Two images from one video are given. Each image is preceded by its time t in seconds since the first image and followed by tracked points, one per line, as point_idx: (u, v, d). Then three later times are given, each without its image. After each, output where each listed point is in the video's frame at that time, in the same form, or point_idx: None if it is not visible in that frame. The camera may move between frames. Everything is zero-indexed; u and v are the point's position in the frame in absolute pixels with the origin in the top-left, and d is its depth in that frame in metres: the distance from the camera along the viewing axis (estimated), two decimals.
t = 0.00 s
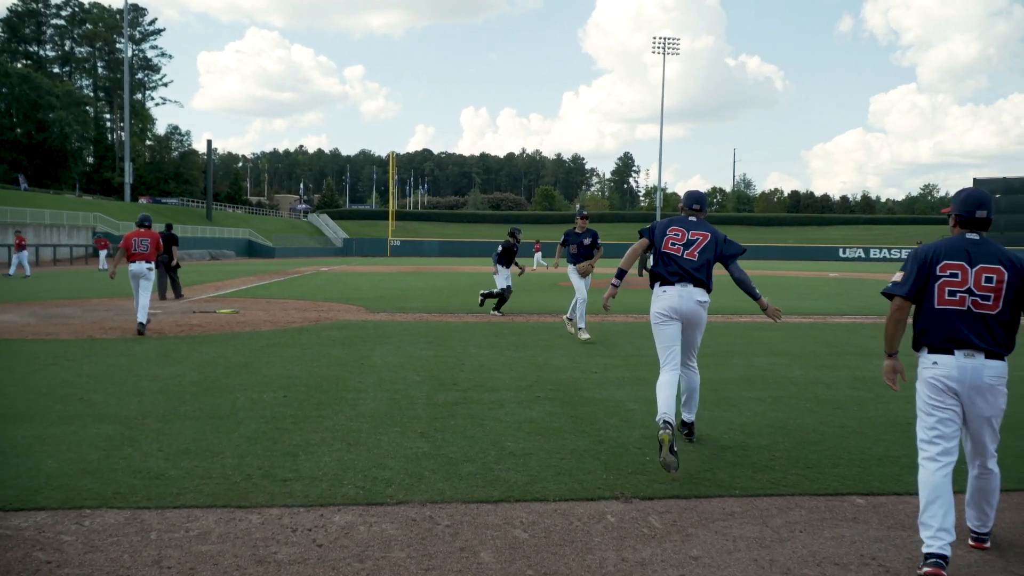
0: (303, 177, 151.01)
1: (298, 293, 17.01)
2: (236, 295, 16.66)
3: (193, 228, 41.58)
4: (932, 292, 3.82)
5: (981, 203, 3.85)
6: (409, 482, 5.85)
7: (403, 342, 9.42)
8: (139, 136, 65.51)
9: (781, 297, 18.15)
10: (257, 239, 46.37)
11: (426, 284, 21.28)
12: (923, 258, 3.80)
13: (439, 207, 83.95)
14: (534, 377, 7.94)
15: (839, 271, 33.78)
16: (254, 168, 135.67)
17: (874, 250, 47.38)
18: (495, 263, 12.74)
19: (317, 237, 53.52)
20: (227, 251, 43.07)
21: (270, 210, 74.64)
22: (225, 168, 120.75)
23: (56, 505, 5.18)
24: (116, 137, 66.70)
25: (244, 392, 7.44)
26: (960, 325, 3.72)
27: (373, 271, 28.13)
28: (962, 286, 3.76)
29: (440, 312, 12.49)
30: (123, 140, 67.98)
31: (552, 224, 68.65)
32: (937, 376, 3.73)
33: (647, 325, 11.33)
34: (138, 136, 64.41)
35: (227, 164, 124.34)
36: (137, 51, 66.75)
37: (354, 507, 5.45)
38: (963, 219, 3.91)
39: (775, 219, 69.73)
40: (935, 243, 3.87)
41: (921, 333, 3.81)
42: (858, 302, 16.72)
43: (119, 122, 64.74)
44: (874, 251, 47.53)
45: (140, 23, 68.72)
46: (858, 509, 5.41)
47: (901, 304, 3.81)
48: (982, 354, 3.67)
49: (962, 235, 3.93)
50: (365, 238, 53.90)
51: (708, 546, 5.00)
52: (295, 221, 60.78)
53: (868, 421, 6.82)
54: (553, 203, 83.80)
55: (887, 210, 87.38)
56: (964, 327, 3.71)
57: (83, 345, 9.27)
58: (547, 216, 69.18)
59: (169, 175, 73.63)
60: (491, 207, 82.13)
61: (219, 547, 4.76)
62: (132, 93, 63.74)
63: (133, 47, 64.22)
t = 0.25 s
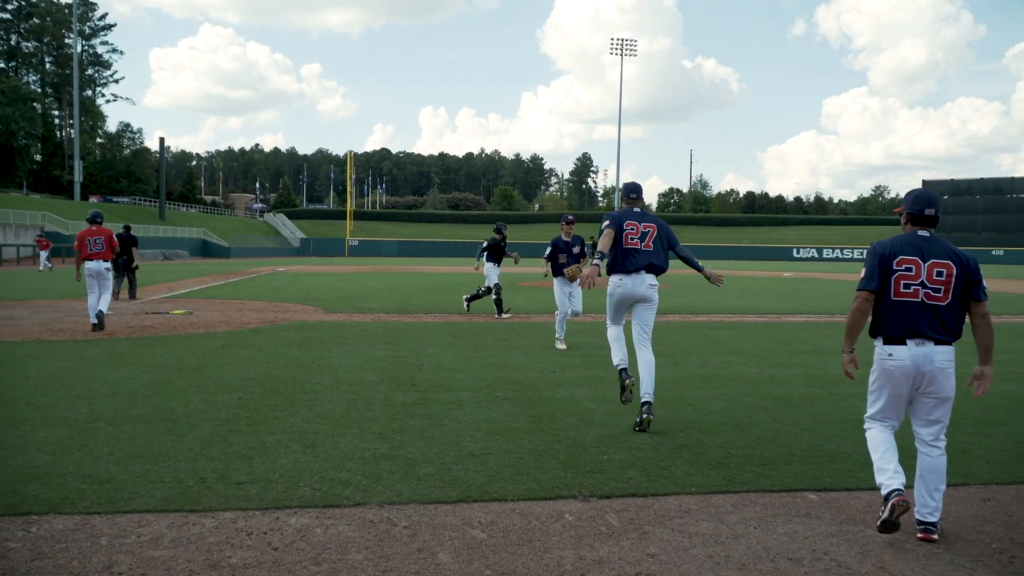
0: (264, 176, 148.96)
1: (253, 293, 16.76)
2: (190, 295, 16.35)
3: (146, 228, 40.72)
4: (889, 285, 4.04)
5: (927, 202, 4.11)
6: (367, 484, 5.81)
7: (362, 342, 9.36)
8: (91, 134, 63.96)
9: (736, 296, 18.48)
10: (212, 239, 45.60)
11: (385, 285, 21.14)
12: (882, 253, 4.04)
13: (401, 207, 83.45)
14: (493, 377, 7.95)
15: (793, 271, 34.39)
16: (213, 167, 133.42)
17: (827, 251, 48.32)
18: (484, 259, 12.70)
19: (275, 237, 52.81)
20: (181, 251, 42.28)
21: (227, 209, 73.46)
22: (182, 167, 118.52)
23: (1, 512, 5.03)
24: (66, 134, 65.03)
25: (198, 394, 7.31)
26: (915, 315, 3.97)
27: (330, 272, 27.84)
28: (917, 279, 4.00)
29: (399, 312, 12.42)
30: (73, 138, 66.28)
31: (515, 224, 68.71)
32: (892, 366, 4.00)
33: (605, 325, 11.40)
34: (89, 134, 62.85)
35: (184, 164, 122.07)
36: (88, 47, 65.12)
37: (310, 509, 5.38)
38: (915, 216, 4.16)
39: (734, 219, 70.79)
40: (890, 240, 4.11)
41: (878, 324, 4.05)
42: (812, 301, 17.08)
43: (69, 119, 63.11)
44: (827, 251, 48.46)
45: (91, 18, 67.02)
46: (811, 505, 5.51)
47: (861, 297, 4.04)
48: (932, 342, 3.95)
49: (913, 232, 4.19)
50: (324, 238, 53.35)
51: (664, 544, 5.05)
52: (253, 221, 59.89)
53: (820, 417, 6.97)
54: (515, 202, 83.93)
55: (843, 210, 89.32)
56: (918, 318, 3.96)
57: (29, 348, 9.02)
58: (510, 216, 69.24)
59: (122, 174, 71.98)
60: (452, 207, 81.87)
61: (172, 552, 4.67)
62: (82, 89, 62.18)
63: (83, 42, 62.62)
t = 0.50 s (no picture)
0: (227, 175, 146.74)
1: (212, 293, 16.48)
2: (146, 296, 16.02)
3: (101, 227, 39.81)
4: (838, 286, 4.32)
5: (869, 207, 4.39)
6: (328, 485, 5.75)
7: (324, 343, 9.27)
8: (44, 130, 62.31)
9: (696, 296, 18.68)
10: (170, 238, 44.79)
11: (347, 284, 20.95)
12: (832, 256, 4.32)
13: (365, 207, 82.77)
14: (456, 377, 7.93)
15: (753, 270, 34.84)
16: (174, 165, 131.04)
17: (787, 250, 49.04)
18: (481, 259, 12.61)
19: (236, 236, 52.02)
20: (138, 250, 41.43)
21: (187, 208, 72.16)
22: (141, 165, 116.18)
23: None
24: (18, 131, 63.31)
25: (156, 396, 7.18)
26: (863, 314, 4.26)
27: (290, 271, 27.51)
28: (864, 280, 4.30)
29: (361, 312, 12.31)
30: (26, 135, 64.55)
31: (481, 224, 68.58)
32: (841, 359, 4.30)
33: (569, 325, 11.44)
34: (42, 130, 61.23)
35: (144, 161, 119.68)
36: (40, 41, 63.41)
37: (271, 511, 5.32)
38: (858, 221, 4.45)
39: (697, 219, 71.50)
40: (838, 243, 4.39)
41: (830, 322, 4.33)
42: (770, 300, 17.34)
43: (21, 115, 61.41)
44: (786, 251, 49.18)
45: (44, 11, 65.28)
46: (770, 501, 5.59)
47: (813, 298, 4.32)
48: (878, 337, 4.24)
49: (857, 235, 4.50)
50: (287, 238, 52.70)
51: (626, 542, 5.08)
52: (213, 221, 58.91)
53: (779, 414, 7.08)
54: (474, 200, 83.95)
55: (803, 211, 90.82)
56: (866, 316, 4.25)
57: None
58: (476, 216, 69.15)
59: (77, 171, 70.30)
60: (417, 206, 81.44)
61: (127, 557, 4.58)
62: (34, 84, 60.55)
63: (34, 35, 60.95)
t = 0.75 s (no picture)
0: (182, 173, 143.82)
1: (162, 294, 16.13)
2: (92, 296, 15.60)
3: (46, 226, 38.68)
4: (770, 287, 4.56)
5: (796, 211, 4.61)
6: (282, 487, 5.67)
7: (279, 343, 9.16)
8: None
9: (651, 295, 18.87)
10: (119, 238, 43.80)
11: (302, 284, 20.68)
12: (763, 259, 4.56)
13: (324, 205, 81.83)
14: (412, 376, 7.90)
15: (708, 270, 35.34)
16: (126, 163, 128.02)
17: (741, 250, 49.80)
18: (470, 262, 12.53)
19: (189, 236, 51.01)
20: (86, 251, 40.42)
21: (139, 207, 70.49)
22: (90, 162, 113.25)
23: None
24: None
25: (103, 399, 7.01)
26: (794, 312, 4.50)
27: (243, 271, 27.06)
28: (793, 280, 4.54)
29: (316, 312, 12.17)
30: None
31: (441, 223, 68.33)
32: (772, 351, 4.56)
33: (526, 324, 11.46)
34: None
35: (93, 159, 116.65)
36: None
37: (222, 515, 5.22)
38: (787, 224, 4.69)
39: (655, 220, 72.23)
40: (769, 246, 4.63)
41: (762, 320, 4.57)
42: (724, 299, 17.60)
43: None
44: (740, 251, 49.93)
45: None
46: (723, 497, 5.67)
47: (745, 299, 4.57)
48: (805, 333, 4.52)
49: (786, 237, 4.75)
50: (242, 237, 51.82)
51: (582, 540, 5.10)
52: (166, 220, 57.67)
53: (732, 412, 7.18)
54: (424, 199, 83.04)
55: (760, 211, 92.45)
56: (796, 314, 4.51)
57: None
58: (437, 215, 68.92)
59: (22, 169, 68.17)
60: (376, 206, 80.84)
61: (72, 564, 4.45)
62: None
63: None
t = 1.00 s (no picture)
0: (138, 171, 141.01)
1: (112, 294, 15.77)
2: (39, 297, 15.19)
3: None
4: (714, 281, 4.77)
5: (736, 207, 4.84)
6: (236, 490, 5.60)
7: (234, 343, 9.04)
8: None
9: (610, 293, 19.01)
10: (68, 238, 42.75)
11: (257, 284, 20.42)
12: (706, 254, 4.78)
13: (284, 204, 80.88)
14: (370, 377, 7.86)
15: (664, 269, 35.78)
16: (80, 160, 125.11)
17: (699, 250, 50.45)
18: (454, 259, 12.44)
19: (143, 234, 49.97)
20: (34, 251, 39.39)
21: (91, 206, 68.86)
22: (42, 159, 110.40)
23: None
24: None
25: (51, 401, 6.83)
26: (735, 303, 4.74)
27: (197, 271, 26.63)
28: (734, 273, 4.76)
29: (273, 312, 12.02)
30: None
31: (403, 222, 68.05)
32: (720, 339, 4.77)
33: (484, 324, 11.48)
34: None
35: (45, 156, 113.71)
36: None
37: (175, 519, 5.13)
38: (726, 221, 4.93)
39: (616, 220, 72.86)
40: (710, 242, 4.85)
41: (706, 311, 4.78)
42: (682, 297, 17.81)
43: None
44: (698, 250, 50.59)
45: None
46: (679, 494, 5.73)
47: (688, 291, 4.77)
48: (750, 322, 4.77)
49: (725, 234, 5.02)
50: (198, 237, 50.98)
51: (539, 538, 5.12)
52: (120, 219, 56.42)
53: (689, 409, 7.26)
54: (392, 200, 82.99)
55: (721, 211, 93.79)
56: (740, 305, 4.74)
57: None
58: (400, 214, 68.63)
59: None
60: (337, 205, 80.18)
61: (18, 572, 4.34)
62: None
63: None
